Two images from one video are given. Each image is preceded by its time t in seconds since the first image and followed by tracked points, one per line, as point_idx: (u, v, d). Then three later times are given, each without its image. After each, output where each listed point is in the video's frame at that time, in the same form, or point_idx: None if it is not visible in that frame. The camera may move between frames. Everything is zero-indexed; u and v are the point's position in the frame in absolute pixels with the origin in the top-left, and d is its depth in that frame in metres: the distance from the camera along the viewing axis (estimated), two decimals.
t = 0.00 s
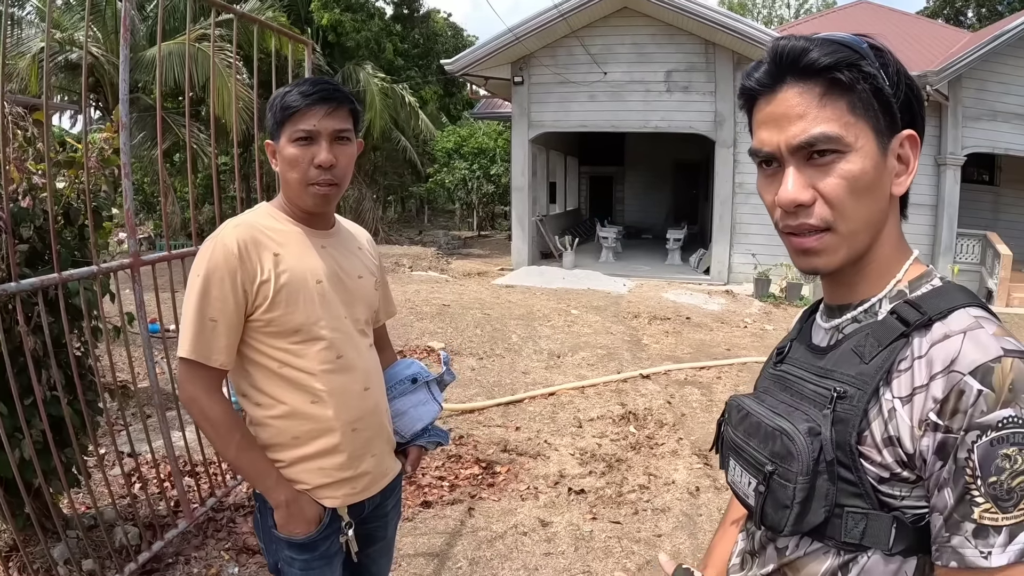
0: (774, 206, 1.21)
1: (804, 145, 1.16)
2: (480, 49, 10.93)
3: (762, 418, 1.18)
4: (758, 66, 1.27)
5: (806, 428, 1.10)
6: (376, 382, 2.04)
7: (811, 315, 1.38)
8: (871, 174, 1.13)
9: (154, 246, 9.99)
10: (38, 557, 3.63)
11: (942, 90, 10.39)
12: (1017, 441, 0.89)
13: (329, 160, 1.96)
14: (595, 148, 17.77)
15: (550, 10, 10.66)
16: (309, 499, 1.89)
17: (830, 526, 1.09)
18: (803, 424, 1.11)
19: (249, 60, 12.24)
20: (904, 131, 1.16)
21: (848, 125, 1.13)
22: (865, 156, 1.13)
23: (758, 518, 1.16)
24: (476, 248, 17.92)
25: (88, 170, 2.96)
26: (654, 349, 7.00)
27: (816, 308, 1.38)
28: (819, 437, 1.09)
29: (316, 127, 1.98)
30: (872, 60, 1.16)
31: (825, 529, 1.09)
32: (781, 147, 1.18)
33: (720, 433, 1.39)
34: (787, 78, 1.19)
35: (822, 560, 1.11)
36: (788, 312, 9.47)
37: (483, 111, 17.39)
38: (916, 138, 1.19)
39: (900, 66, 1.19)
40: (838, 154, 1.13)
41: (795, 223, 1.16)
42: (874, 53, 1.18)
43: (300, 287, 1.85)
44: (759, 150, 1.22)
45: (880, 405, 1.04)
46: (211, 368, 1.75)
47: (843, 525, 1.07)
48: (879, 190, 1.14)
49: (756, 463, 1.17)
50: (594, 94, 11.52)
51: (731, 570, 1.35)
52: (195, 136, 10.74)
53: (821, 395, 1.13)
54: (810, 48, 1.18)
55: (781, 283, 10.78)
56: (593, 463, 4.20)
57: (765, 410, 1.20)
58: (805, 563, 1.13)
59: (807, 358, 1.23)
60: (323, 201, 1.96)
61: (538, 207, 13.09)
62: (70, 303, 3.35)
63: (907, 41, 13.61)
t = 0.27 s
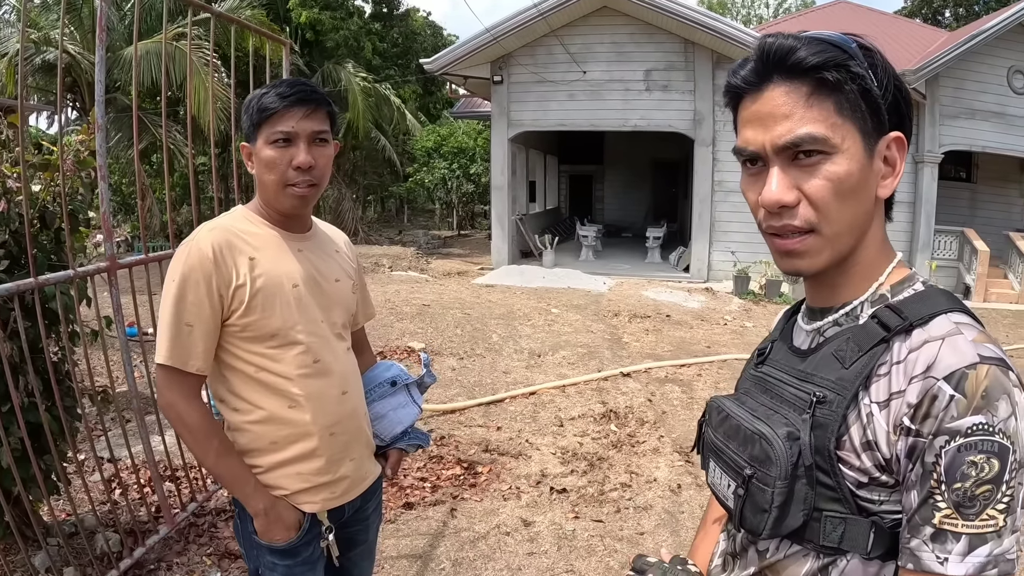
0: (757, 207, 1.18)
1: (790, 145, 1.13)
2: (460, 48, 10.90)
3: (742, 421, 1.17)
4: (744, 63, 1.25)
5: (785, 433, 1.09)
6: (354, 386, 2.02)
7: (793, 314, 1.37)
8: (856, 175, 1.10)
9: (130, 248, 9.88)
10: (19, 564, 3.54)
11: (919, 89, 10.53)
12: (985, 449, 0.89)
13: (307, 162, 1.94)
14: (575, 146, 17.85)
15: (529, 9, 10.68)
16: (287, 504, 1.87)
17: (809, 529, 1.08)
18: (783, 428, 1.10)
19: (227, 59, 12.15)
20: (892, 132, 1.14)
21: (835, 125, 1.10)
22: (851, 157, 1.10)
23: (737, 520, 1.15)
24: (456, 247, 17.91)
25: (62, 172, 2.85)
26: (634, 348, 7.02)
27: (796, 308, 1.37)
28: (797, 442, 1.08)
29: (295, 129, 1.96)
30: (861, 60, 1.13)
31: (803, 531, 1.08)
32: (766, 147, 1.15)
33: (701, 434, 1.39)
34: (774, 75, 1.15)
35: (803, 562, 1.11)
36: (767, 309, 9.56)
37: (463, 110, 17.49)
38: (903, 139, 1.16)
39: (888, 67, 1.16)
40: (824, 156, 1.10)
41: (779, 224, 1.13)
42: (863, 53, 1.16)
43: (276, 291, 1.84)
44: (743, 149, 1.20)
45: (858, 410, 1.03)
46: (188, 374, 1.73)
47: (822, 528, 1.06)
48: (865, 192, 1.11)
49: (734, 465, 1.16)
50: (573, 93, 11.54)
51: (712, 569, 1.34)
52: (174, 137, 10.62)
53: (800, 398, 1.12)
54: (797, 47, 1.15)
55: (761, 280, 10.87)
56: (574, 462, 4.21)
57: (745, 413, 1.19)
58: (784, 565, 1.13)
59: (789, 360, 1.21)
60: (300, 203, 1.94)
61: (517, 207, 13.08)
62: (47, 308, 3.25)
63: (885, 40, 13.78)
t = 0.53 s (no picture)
0: (748, 210, 1.18)
1: (781, 147, 1.12)
2: (449, 47, 10.89)
3: (730, 423, 1.15)
4: (733, 63, 1.24)
5: (771, 436, 1.07)
6: (340, 388, 2.02)
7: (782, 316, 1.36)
8: (849, 177, 1.10)
9: (118, 250, 9.85)
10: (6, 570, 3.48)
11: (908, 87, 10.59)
12: (972, 457, 0.87)
13: (290, 162, 1.93)
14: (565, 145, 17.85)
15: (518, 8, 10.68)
16: (275, 509, 1.86)
17: (795, 532, 1.05)
18: (769, 432, 1.08)
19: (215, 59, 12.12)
20: (884, 134, 1.13)
21: (827, 127, 1.10)
22: (842, 160, 1.09)
23: (722, 523, 1.13)
24: (446, 247, 17.91)
25: (48, 175, 2.80)
26: (623, 347, 7.04)
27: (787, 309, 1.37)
28: (784, 445, 1.06)
29: (277, 130, 1.95)
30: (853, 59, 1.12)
31: (790, 534, 1.06)
32: (756, 149, 1.15)
33: (690, 434, 1.38)
34: (763, 75, 1.15)
35: (788, 564, 1.08)
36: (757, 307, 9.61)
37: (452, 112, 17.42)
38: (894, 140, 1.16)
39: (880, 65, 1.16)
40: (815, 158, 1.10)
41: (771, 227, 1.13)
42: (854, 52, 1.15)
43: (261, 293, 1.83)
44: (733, 150, 1.19)
45: (847, 414, 1.01)
46: (177, 377, 1.72)
47: (807, 532, 1.04)
48: (856, 194, 1.11)
49: (721, 468, 1.15)
50: (561, 92, 11.54)
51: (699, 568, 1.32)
52: (160, 138, 10.57)
53: (787, 401, 1.10)
54: (788, 47, 1.14)
55: (751, 278, 10.91)
56: (563, 462, 4.22)
57: (732, 414, 1.17)
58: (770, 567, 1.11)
59: (778, 362, 1.20)
60: (284, 203, 1.93)
61: (507, 206, 13.06)
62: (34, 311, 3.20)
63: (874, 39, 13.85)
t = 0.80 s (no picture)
0: (738, 213, 1.18)
1: (769, 149, 1.12)
2: (438, 47, 10.87)
3: (718, 425, 1.15)
4: (720, 65, 1.24)
5: (761, 438, 1.07)
6: (326, 389, 2.00)
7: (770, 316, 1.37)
8: (838, 178, 1.10)
9: (104, 251, 9.74)
10: None
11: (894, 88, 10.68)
12: (963, 460, 0.87)
13: (275, 163, 1.92)
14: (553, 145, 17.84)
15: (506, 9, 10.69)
16: (262, 512, 1.85)
17: (784, 533, 1.06)
18: (758, 434, 1.08)
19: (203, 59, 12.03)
20: (870, 134, 1.14)
21: (815, 128, 1.10)
22: (832, 160, 1.10)
23: (712, 524, 1.13)
24: (435, 247, 17.88)
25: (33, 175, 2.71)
26: (612, 346, 7.06)
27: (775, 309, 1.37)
28: (773, 448, 1.06)
29: (261, 130, 1.93)
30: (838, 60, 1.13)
31: (780, 536, 1.06)
32: (745, 151, 1.14)
33: (678, 434, 1.38)
34: (748, 77, 1.15)
35: (777, 565, 1.09)
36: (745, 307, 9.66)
37: (441, 112, 17.44)
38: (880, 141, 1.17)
39: (864, 66, 1.16)
40: (805, 159, 1.10)
41: (761, 229, 1.13)
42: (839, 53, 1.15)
43: (247, 295, 1.81)
44: (721, 153, 1.19)
45: (835, 417, 1.01)
46: (163, 380, 1.70)
47: (796, 533, 1.04)
48: (845, 195, 1.11)
49: (711, 470, 1.15)
50: (550, 92, 11.54)
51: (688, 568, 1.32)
52: (146, 138, 10.46)
53: (776, 403, 1.10)
54: (773, 47, 1.14)
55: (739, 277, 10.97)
56: (552, 462, 4.22)
57: (721, 416, 1.17)
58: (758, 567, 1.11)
59: (766, 363, 1.21)
60: (269, 204, 1.92)
61: (496, 206, 13.05)
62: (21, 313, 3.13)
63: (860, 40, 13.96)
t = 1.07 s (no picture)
0: (732, 211, 1.18)
1: (763, 147, 1.12)
2: (430, 47, 10.85)
3: (716, 421, 1.16)
4: (713, 65, 1.24)
5: (759, 434, 1.07)
6: (319, 390, 1.99)
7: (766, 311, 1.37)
8: (833, 177, 1.10)
9: (94, 252, 9.68)
10: None
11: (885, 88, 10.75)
12: (964, 451, 0.88)
13: (266, 163, 1.90)
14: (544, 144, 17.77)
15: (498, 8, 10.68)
16: (255, 513, 1.83)
17: (784, 528, 1.06)
18: (756, 430, 1.08)
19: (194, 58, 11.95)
20: (864, 131, 1.14)
21: (810, 127, 1.10)
22: (827, 158, 1.10)
23: (712, 520, 1.13)
24: (427, 247, 17.86)
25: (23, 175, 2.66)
26: (604, 346, 7.06)
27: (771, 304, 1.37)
28: (771, 443, 1.06)
29: (253, 129, 1.92)
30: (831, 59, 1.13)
31: (780, 530, 1.06)
32: (739, 150, 1.15)
33: (675, 431, 1.38)
34: (742, 75, 1.15)
35: (778, 560, 1.09)
36: (737, 306, 9.70)
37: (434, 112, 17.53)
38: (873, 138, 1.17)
39: (857, 64, 1.17)
40: (799, 156, 1.10)
41: (755, 227, 1.13)
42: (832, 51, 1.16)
43: (238, 294, 1.80)
44: (715, 152, 1.19)
45: (833, 411, 1.02)
46: (155, 381, 1.69)
47: (797, 527, 1.04)
48: (841, 192, 1.12)
49: (709, 466, 1.15)
50: (542, 92, 11.54)
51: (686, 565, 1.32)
52: (137, 138, 10.40)
53: (773, 398, 1.10)
54: (766, 46, 1.14)
55: (730, 277, 11.01)
56: (546, 461, 4.23)
57: (718, 412, 1.18)
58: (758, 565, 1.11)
59: (761, 359, 1.21)
60: (261, 203, 1.91)
61: (488, 205, 13.04)
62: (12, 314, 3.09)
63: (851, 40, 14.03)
